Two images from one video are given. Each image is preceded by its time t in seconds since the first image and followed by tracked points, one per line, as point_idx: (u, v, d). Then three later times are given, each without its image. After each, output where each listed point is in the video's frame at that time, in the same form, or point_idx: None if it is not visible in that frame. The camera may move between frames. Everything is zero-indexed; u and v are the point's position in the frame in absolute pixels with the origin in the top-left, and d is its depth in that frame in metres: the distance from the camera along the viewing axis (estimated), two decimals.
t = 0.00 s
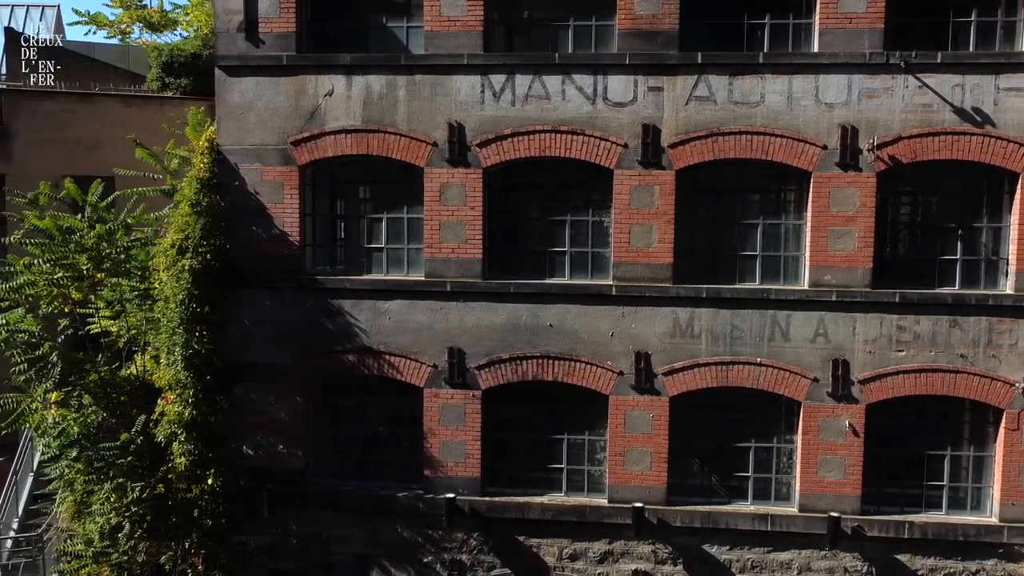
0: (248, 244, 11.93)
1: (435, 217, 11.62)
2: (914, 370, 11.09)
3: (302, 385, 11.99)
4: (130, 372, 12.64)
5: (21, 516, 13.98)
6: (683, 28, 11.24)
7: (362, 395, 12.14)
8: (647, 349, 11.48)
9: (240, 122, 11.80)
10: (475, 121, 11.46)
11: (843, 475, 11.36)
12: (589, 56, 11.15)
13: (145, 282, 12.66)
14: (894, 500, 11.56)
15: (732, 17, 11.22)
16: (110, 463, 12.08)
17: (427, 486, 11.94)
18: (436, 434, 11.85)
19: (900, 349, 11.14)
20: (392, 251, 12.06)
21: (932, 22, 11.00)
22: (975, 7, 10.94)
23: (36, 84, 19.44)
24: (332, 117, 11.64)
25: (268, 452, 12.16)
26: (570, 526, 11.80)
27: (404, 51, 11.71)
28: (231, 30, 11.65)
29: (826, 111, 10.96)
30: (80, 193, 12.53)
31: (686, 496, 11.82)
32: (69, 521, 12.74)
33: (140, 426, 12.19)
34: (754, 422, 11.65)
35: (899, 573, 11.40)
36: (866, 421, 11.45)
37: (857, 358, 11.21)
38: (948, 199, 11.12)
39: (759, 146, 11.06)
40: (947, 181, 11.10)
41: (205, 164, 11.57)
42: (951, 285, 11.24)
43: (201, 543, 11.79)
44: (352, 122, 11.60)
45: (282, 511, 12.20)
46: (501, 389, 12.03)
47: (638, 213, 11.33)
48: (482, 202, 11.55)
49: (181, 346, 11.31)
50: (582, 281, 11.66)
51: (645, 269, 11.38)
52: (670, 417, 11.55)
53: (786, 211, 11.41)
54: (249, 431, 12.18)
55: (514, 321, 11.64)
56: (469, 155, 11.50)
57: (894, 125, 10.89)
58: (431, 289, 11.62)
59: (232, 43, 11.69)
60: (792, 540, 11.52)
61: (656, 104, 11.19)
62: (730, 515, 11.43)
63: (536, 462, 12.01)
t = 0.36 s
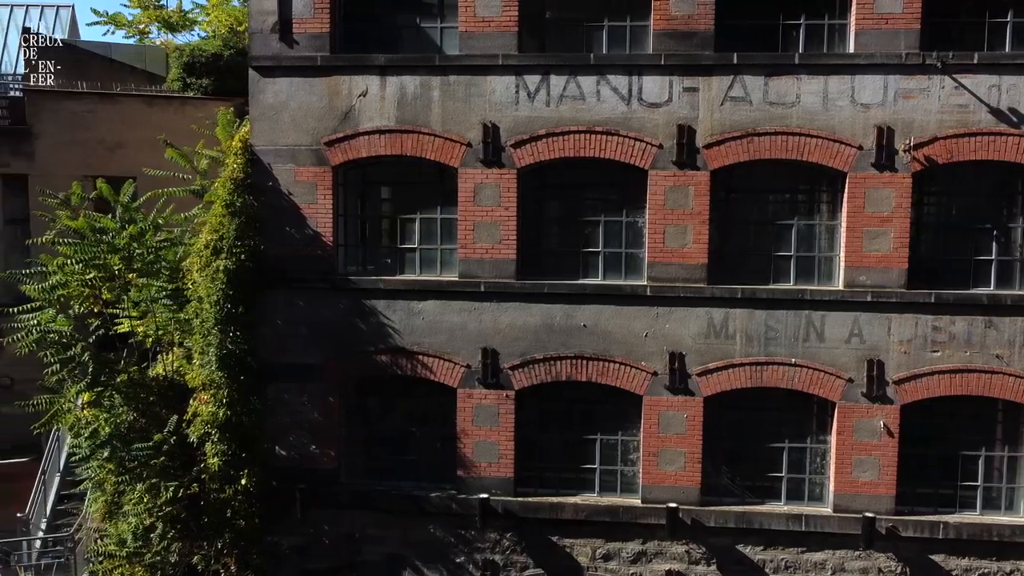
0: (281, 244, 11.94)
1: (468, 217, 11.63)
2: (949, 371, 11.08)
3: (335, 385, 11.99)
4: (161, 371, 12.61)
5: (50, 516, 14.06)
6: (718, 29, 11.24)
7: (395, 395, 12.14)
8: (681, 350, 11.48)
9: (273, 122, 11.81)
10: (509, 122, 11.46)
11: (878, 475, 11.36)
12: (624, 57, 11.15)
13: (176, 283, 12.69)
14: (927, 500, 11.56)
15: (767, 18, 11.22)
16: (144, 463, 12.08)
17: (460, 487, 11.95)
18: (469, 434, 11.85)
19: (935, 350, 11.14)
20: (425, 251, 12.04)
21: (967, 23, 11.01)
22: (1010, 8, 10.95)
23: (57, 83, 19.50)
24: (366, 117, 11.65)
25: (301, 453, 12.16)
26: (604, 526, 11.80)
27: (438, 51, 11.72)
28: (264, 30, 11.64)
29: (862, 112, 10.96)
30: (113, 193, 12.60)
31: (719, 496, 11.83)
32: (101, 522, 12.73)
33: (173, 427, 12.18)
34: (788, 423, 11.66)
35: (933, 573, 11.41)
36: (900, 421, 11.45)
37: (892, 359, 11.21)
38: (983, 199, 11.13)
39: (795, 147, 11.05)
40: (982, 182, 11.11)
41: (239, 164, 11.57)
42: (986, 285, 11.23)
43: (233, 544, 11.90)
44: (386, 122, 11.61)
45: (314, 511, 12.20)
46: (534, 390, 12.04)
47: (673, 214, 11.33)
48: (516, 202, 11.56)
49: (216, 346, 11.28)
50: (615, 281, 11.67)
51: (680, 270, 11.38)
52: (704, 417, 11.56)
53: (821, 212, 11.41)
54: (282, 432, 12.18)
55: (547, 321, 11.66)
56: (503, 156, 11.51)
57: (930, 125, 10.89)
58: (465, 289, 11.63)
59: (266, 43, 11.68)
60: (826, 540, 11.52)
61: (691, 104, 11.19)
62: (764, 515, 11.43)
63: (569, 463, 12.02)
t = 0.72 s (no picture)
0: (315, 245, 11.95)
1: (503, 218, 11.64)
2: (985, 371, 11.09)
3: (368, 385, 11.99)
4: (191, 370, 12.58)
5: (77, 516, 14.10)
6: (754, 29, 11.24)
7: (428, 395, 12.15)
8: (716, 350, 11.49)
9: (308, 122, 11.81)
10: (544, 122, 11.47)
11: (913, 475, 11.37)
12: (660, 58, 11.16)
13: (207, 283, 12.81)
14: (962, 500, 11.56)
15: (803, 18, 11.23)
16: (178, 463, 12.09)
17: (494, 487, 11.95)
18: (503, 434, 11.86)
19: (971, 350, 11.14)
20: (459, 252, 12.05)
21: (1003, 23, 11.03)
22: None
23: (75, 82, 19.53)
24: (400, 117, 11.65)
25: (334, 452, 12.17)
26: (638, 526, 11.81)
27: (473, 51, 11.72)
28: (299, 30, 11.65)
29: (898, 112, 10.96)
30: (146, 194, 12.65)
31: (753, 496, 11.86)
32: (132, 523, 12.75)
33: (206, 427, 12.20)
34: (822, 423, 11.69)
35: (968, 573, 11.41)
36: (935, 421, 11.45)
37: (927, 359, 11.21)
38: (1018, 200, 11.14)
39: (830, 147, 11.06)
40: (1017, 182, 11.12)
41: (273, 164, 11.54)
42: (1021, 285, 11.24)
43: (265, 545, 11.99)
44: (421, 123, 11.62)
45: (347, 511, 12.22)
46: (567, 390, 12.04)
47: (708, 214, 11.34)
48: (550, 202, 11.57)
49: (252, 345, 11.29)
50: (650, 281, 11.66)
51: (715, 270, 11.39)
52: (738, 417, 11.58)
53: (856, 212, 11.41)
54: (315, 432, 12.19)
55: (582, 321, 11.66)
56: (538, 156, 11.52)
57: (967, 126, 10.89)
58: (500, 289, 11.64)
59: (300, 43, 11.69)
60: (860, 540, 11.53)
61: (727, 104, 11.19)
62: (799, 515, 11.44)
63: (602, 463, 12.02)
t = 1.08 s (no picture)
0: (349, 245, 11.95)
1: (538, 218, 11.64)
2: (1021, 371, 11.09)
3: (402, 385, 12.00)
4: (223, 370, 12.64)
5: (107, 516, 14.16)
6: (790, 29, 11.25)
7: (461, 395, 12.16)
8: (751, 350, 11.49)
9: (342, 122, 11.81)
10: (579, 123, 11.47)
11: (948, 476, 11.38)
12: (696, 58, 11.15)
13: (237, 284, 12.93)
14: (997, 500, 11.57)
15: (839, 19, 11.24)
16: (213, 464, 11.94)
17: (528, 487, 11.96)
18: (537, 434, 11.86)
19: (1007, 350, 11.14)
20: (492, 252, 12.05)
21: None
22: None
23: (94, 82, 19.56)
24: (435, 118, 11.66)
25: (368, 453, 12.18)
26: (672, 526, 11.82)
27: (508, 52, 11.72)
28: (334, 30, 11.66)
29: (935, 112, 10.96)
30: (178, 194, 12.71)
31: (787, 496, 11.86)
32: (164, 522, 12.83)
33: (240, 427, 12.05)
34: (857, 423, 11.68)
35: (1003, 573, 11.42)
36: (971, 422, 11.45)
37: (963, 359, 11.21)
38: None
39: (867, 148, 11.05)
40: None
41: (308, 163, 11.60)
42: None
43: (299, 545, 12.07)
44: (456, 123, 11.62)
45: (381, 511, 12.23)
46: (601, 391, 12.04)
47: (744, 214, 11.34)
48: (585, 202, 11.57)
49: (287, 346, 11.29)
50: (685, 282, 11.66)
51: (750, 270, 11.40)
52: (773, 417, 11.58)
53: (891, 212, 11.41)
54: (349, 432, 12.19)
55: (617, 322, 11.66)
56: (573, 156, 11.51)
57: (1004, 126, 10.89)
58: (535, 289, 11.64)
59: (335, 44, 11.69)
60: (895, 540, 11.53)
61: (763, 104, 11.19)
62: (834, 515, 11.43)
63: (636, 463, 12.02)
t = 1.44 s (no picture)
0: (382, 245, 11.94)
1: (573, 218, 11.64)
2: None
3: (436, 386, 12.01)
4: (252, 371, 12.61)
5: (135, 516, 14.16)
6: (825, 30, 11.25)
7: (494, 395, 12.16)
8: (786, 350, 11.50)
9: (376, 122, 11.82)
10: (614, 123, 11.47)
11: (983, 476, 11.38)
12: (732, 59, 11.15)
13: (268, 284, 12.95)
14: None
15: (874, 19, 11.25)
16: (247, 464, 12.00)
17: (562, 487, 11.96)
18: (571, 434, 11.86)
19: None
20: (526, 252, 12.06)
21: None
22: None
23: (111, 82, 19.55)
24: (469, 118, 11.66)
25: (401, 453, 12.18)
26: (705, 526, 11.83)
27: (542, 52, 11.71)
28: (368, 31, 11.66)
29: (971, 113, 10.96)
30: (210, 195, 12.74)
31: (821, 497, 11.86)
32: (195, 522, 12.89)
33: (274, 427, 12.08)
34: (892, 423, 11.66)
35: None
36: (1006, 422, 11.45)
37: (999, 360, 11.21)
38: None
39: (903, 148, 11.05)
40: None
41: (342, 164, 11.59)
42: None
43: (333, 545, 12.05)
44: (490, 123, 11.62)
45: (413, 511, 12.24)
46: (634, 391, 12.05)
47: (779, 215, 11.35)
48: (620, 203, 11.57)
49: (322, 346, 11.31)
50: (719, 282, 11.66)
51: (785, 271, 11.41)
52: (808, 417, 11.57)
53: (926, 213, 11.41)
54: (382, 432, 12.20)
55: (651, 322, 11.67)
56: (608, 157, 11.51)
57: None
58: (569, 290, 11.64)
59: (369, 44, 11.69)
60: (930, 540, 11.54)
61: (799, 105, 11.19)
62: (869, 516, 11.43)
63: (669, 463, 12.02)
